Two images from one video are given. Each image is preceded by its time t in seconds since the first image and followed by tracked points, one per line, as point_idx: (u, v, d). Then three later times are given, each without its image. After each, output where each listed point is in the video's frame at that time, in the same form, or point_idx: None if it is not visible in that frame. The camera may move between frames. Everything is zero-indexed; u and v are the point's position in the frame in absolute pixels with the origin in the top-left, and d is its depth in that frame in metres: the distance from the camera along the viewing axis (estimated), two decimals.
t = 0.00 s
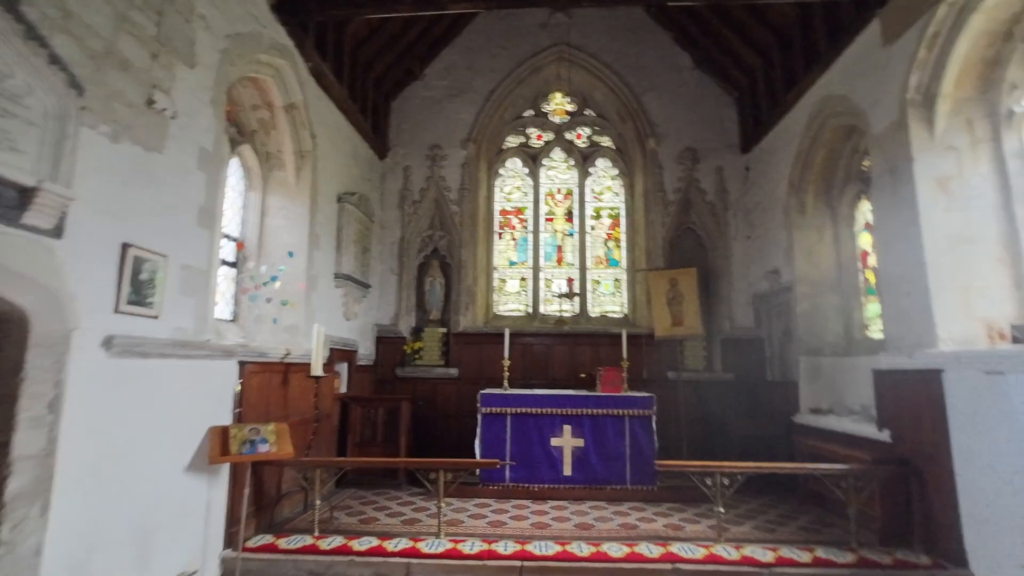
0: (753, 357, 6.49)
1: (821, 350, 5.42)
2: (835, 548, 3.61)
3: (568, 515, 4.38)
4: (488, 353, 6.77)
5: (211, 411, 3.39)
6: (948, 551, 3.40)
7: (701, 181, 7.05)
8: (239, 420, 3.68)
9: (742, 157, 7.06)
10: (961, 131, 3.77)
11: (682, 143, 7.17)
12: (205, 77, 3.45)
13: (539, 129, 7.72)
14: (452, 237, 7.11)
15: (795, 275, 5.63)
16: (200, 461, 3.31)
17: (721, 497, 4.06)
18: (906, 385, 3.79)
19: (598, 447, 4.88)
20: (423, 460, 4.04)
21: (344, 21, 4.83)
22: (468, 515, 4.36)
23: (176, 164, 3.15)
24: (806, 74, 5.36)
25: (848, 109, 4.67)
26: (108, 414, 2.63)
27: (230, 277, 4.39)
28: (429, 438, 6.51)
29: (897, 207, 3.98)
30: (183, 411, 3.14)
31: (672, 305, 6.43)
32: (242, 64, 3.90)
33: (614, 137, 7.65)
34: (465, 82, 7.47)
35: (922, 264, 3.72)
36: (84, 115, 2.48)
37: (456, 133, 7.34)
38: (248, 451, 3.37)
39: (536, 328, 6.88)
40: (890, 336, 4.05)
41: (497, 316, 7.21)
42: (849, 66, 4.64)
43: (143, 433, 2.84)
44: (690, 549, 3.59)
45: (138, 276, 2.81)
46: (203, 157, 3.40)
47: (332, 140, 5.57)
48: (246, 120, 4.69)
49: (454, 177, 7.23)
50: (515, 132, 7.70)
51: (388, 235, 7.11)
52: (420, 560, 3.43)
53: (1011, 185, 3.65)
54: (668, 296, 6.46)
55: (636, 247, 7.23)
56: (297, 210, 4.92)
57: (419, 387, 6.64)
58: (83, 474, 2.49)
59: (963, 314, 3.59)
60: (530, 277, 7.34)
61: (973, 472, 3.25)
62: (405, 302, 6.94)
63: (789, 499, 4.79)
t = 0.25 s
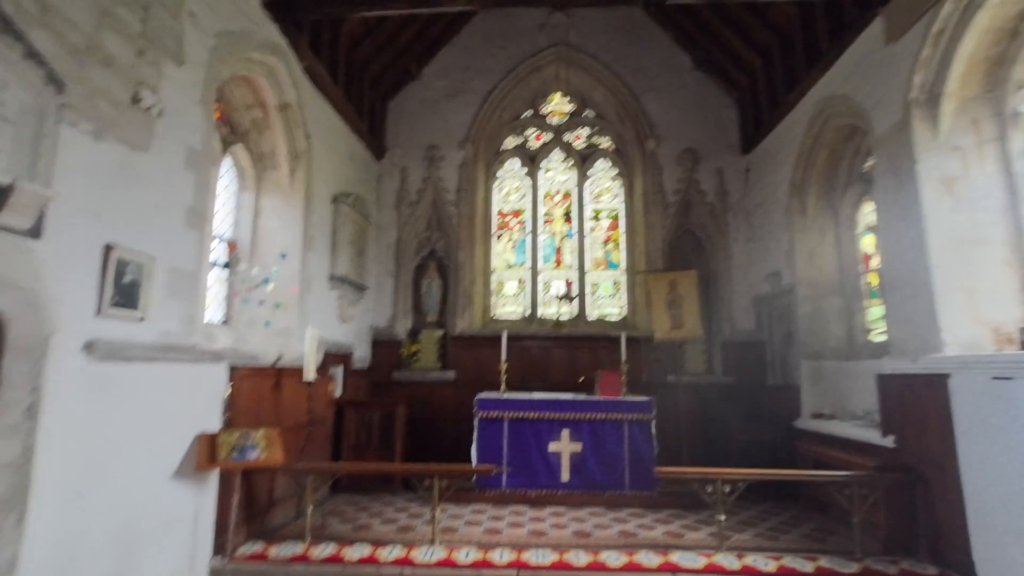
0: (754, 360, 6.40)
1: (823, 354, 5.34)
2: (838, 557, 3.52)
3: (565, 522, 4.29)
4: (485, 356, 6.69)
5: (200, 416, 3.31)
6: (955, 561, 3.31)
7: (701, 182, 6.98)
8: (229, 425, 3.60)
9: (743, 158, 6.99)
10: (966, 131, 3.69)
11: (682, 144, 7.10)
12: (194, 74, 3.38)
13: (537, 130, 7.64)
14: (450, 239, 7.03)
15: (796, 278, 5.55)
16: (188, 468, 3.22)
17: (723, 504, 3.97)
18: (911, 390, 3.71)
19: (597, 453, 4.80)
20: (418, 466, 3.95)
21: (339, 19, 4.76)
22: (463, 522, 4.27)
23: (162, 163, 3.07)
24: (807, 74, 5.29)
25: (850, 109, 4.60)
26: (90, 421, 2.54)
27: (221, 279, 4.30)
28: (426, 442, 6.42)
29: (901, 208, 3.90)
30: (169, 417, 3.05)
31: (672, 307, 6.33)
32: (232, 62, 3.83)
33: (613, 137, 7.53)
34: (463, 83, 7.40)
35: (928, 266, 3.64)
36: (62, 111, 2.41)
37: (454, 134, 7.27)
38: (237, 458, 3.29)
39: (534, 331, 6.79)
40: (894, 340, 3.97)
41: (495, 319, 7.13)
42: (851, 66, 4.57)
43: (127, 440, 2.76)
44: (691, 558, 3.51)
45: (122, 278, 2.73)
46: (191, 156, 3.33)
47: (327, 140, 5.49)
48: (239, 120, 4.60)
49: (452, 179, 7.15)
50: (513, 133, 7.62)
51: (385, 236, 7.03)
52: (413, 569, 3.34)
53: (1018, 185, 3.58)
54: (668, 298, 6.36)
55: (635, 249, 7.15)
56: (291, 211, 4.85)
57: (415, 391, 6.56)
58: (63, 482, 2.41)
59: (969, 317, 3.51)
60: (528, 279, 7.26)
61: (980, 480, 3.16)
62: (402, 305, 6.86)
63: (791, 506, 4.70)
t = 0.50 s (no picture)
0: (755, 362, 6.35)
1: (825, 356, 5.29)
2: (842, 564, 3.46)
3: (564, 527, 4.23)
4: (484, 358, 6.63)
5: (192, 419, 3.25)
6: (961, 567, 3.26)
7: (701, 183, 6.93)
8: (221, 428, 3.53)
9: (743, 158, 6.94)
10: (970, 130, 3.64)
11: (682, 144, 7.05)
12: (186, 72, 3.33)
13: (536, 131, 7.60)
14: (448, 239, 6.97)
15: (798, 279, 5.50)
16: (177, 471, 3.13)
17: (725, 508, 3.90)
18: (915, 393, 3.66)
19: (597, 457, 4.74)
20: (416, 470, 3.87)
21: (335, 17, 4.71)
22: (461, 526, 4.20)
23: (153, 162, 3.01)
24: (808, 74, 5.25)
25: (852, 108, 4.55)
26: (76, 425, 2.48)
27: (216, 280, 4.24)
28: (424, 445, 6.36)
29: (904, 209, 3.85)
30: (159, 421, 2.99)
31: (671, 309, 6.28)
32: (226, 60, 3.78)
33: (612, 138, 7.53)
34: (462, 83, 7.35)
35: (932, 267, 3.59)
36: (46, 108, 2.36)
37: (452, 134, 7.22)
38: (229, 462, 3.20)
39: (532, 333, 6.73)
40: (897, 343, 3.91)
41: (494, 321, 7.08)
42: (853, 65, 4.53)
43: (116, 444, 2.70)
44: (692, 564, 3.45)
45: (110, 279, 2.67)
46: (183, 155, 3.28)
47: (323, 140, 5.44)
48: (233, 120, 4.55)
49: (450, 179, 7.10)
50: (512, 134, 7.58)
51: (382, 237, 6.97)
52: None
53: None
54: (668, 299, 6.30)
55: (635, 250, 7.10)
56: (286, 211, 4.79)
57: (414, 393, 6.50)
58: (48, 488, 2.35)
59: (974, 319, 3.45)
60: (527, 280, 7.20)
61: (986, 484, 3.11)
62: (400, 306, 6.80)
63: (794, 511, 4.64)
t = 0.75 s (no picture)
0: (757, 364, 6.31)
1: (828, 358, 5.25)
2: (847, 568, 3.41)
3: (565, 530, 4.19)
4: (483, 360, 6.59)
5: (188, 422, 3.20)
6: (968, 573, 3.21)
7: (702, 183, 6.89)
8: (217, 431, 3.49)
9: (744, 159, 6.91)
10: (974, 131, 3.61)
11: (682, 144, 7.01)
12: (183, 70, 3.29)
13: (536, 131, 7.58)
14: (448, 240, 6.93)
15: (800, 280, 5.46)
16: (173, 475, 3.10)
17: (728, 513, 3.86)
18: (920, 396, 3.61)
19: (598, 459, 4.70)
20: (414, 474, 3.83)
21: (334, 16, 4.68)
22: (460, 530, 4.16)
23: (149, 162, 2.97)
24: (810, 73, 5.21)
25: (855, 108, 4.51)
26: (69, 428, 2.44)
27: (213, 281, 4.20)
28: (423, 448, 6.31)
29: (908, 209, 3.81)
30: (155, 424, 2.95)
31: (672, 311, 6.23)
32: (223, 59, 3.75)
33: (612, 139, 7.50)
34: (462, 83, 7.32)
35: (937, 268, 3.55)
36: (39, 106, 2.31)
37: (452, 135, 7.18)
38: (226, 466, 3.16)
39: (532, 334, 6.69)
40: (901, 345, 3.87)
41: (493, 322, 7.04)
42: (856, 64, 4.49)
43: (109, 448, 2.66)
44: (695, 569, 3.40)
45: (105, 280, 2.63)
46: (180, 155, 3.24)
47: (322, 140, 5.41)
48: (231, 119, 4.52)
49: (450, 180, 7.06)
50: (512, 134, 7.55)
51: (382, 238, 6.94)
52: None
53: None
54: (668, 301, 6.26)
55: (635, 251, 7.06)
56: (285, 211, 4.76)
57: (413, 395, 6.46)
58: (40, 493, 2.31)
59: (979, 320, 3.41)
60: (527, 281, 7.16)
61: (992, 488, 3.06)
62: (399, 307, 6.76)
63: (797, 515, 4.59)
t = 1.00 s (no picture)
0: (757, 365, 6.28)
1: (828, 359, 5.23)
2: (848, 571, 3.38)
3: (564, 533, 4.16)
4: (483, 361, 6.56)
5: (184, 424, 3.18)
6: None
7: (702, 184, 6.87)
8: (214, 433, 3.46)
9: (745, 159, 6.88)
10: (975, 130, 3.59)
11: (682, 145, 6.99)
12: (179, 69, 3.26)
13: (536, 132, 7.56)
14: (447, 241, 6.91)
15: (800, 281, 5.44)
16: (169, 477, 3.06)
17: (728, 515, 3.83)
18: (921, 397, 3.59)
19: (598, 461, 4.67)
20: (412, 476, 3.79)
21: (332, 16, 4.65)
22: (459, 532, 4.13)
23: (144, 161, 2.95)
24: (811, 73, 5.19)
25: (856, 108, 4.49)
26: (63, 430, 2.41)
27: (210, 281, 4.18)
28: (422, 449, 6.29)
29: (910, 209, 3.79)
30: (150, 425, 2.92)
31: (672, 311, 6.21)
32: (221, 58, 3.72)
33: (612, 139, 7.48)
34: (461, 84, 7.30)
35: (939, 269, 3.52)
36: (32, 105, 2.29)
37: (451, 135, 7.16)
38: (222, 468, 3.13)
39: (532, 335, 6.67)
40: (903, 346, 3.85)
41: (493, 323, 7.02)
42: (857, 64, 4.47)
43: (104, 450, 2.63)
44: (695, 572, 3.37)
45: (100, 280, 2.61)
46: (176, 154, 3.21)
47: (321, 140, 5.39)
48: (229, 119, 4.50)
49: (449, 180, 7.04)
50: (512, 134, 7.53)
51: (381, 239, 6.91)
52: None
53: None
54: (668, 302, 6.24)
55: (635, 251, 7.04)
56: (283, 211, 4.73)
57: (412, 396, 6.43)
58: (33, 496, 2.28)
59: (982, 321, 3.39)
60: (526, 282, 7.14)
61: (995, 491, 3.04)
62: (398, 308, 6.73)
63: (797, 517, 4.56)
